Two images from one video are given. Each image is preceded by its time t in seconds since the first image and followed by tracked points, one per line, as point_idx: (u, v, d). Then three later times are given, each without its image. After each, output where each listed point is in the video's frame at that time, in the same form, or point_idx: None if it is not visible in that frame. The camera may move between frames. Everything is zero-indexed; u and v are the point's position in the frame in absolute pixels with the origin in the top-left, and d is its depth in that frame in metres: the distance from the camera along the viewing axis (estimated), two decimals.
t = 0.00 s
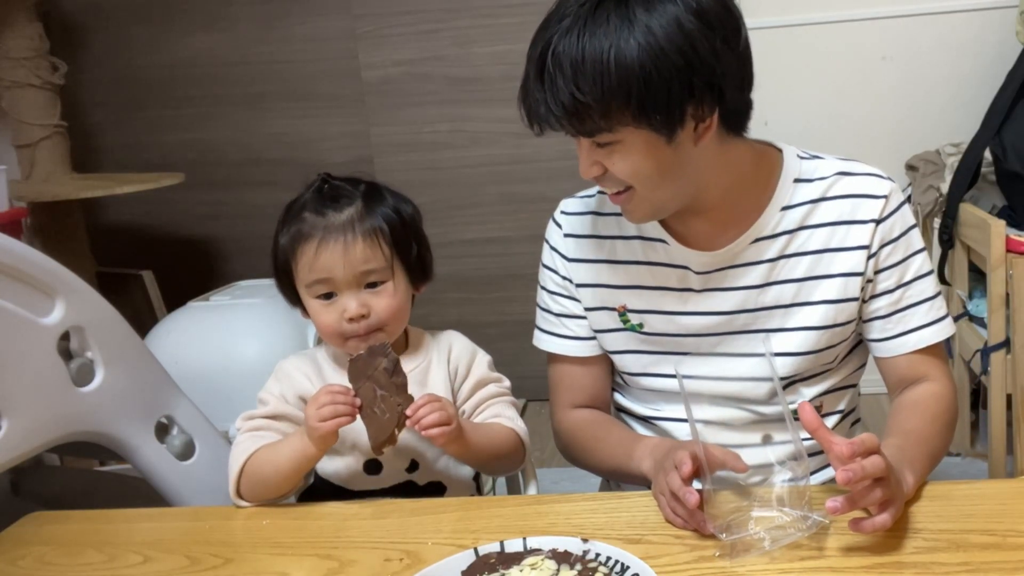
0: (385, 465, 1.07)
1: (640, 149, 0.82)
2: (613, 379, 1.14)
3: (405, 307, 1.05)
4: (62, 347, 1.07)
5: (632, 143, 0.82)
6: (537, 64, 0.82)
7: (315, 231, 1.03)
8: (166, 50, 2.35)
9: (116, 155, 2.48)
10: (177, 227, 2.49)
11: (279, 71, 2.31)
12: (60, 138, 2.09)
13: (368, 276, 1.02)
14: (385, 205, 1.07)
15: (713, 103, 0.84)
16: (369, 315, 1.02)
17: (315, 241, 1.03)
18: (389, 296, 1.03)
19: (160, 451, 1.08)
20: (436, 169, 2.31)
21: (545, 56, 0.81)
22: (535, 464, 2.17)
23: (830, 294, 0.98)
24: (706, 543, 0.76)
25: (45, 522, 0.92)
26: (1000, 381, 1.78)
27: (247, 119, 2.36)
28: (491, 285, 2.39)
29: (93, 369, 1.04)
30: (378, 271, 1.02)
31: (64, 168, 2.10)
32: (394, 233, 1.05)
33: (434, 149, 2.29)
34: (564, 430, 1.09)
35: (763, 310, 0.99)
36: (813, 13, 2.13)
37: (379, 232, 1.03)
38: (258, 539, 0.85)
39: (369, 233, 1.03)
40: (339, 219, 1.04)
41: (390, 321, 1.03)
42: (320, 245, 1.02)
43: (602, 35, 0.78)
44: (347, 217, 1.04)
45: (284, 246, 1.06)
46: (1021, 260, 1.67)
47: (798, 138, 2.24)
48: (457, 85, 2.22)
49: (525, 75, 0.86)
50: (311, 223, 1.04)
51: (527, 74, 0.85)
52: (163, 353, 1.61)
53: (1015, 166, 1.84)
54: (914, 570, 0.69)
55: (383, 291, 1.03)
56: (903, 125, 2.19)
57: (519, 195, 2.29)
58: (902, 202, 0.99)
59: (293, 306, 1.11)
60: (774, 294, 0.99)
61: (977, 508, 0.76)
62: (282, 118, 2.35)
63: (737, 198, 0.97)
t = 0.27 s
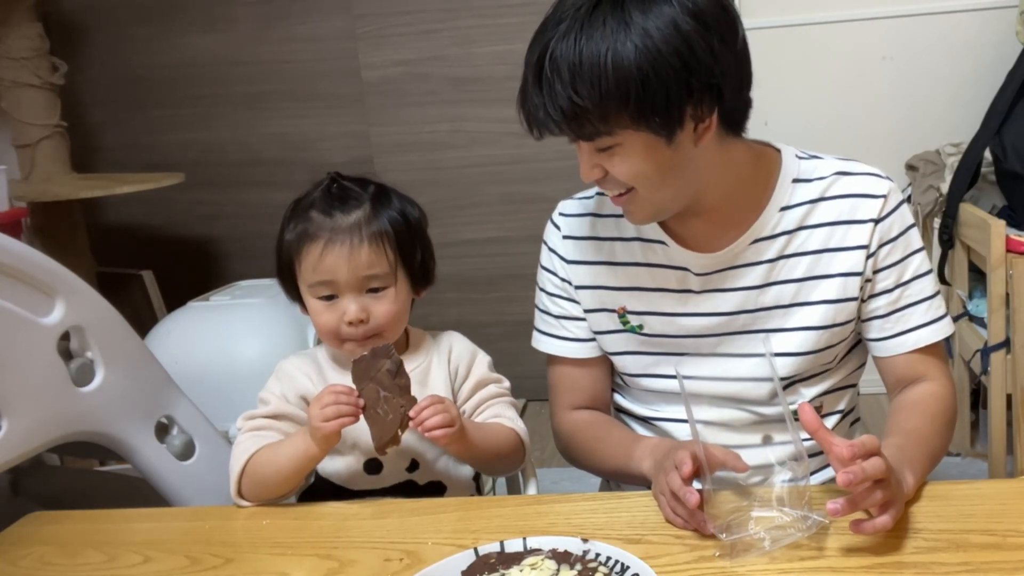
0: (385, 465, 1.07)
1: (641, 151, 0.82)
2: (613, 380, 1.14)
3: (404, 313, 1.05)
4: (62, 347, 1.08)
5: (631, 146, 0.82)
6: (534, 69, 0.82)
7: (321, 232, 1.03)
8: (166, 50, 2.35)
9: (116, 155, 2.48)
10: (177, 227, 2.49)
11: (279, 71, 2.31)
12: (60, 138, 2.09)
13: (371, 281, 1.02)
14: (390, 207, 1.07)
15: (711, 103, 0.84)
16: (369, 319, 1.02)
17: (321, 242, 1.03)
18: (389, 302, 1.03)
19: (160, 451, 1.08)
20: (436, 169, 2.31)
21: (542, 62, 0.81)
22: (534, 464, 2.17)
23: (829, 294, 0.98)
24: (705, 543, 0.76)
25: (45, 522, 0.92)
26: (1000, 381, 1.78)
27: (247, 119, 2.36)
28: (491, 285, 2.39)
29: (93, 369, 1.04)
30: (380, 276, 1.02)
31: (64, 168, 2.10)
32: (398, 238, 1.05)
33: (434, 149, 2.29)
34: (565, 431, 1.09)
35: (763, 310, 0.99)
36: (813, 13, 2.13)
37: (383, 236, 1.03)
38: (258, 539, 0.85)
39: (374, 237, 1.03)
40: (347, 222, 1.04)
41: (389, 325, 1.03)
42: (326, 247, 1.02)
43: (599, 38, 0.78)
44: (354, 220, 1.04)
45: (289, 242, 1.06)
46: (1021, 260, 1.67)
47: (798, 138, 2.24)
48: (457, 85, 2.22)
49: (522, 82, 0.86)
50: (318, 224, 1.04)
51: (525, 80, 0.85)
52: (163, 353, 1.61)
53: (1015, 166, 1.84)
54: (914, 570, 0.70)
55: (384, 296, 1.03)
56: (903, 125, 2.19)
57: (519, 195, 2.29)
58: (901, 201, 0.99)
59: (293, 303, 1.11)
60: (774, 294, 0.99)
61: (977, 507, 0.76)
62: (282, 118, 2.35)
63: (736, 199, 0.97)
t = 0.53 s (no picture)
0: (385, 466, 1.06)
1: (653, 152, 0.82)
2: (613, 382, 1.14)
3: (407, 319, 1.06)
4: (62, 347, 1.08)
5: (645, 147, 0.82)
6: (542, 74, 0.81)
7: (328, 239, 1.03)
8: (166, 50, 2.35)
9: (116, 155, 2.48)
10: (177, 228, 2.49)
11: (279, 71, 2.31)
12: (60, 138, 2.09)
13: (377, 289, 1.02)
14: (394, 209, 1.07)
15: (722, 99, 0.84)
16: (373, 326, 1.02)
17: (329, 249, 1.02)
18: (394, 308, 1.03)
19: (160, 451, 1.08)
20: (436, 169, 2.31)
21: (551, 67, 0.80)
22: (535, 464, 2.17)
23: (828, 295, 0.98)
24: (706, 543, 0.76)
25: (45, 522, 0.92)
26: (1000, 381, 1.78)
27: (247, 119, 2.36)
28: (491, 285, 2.39)
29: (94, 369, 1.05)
30: (386, 284, 1.03)
31: (64, 168, 2.10)
32: (403, 242, 1.05)
33: (434, 149, 2.29)
34: (566, 433, 1.09)
35: (762, 311, 0.99)
36: (813, 13, 2.13)
37: (390, 242, 1.04)
38: (258, 539, 0.85)
39: (380, 243, 1.03)
40: (355, 228, 1.03)
41: (392, 331, 1.04)
42: (333, 254, 1.02)
43: (609, 41, 0.77)
44: (362, 226, 1.04)
45: (293, 243, 1.06)
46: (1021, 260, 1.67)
47: (798, 138, 2.24)
48: (457, 85, 2.22)
49: (527, 87, 0.84)
50: (325, 229, 1.04)
51: (531, 85, 0.83)
52: (163, 353, 1.61)
53: (1015, 166, 1.84)
54: (914, 570, 0.69)
55: (389, 303, 1.03)
56: (903, 125, 2.19)
57: (519, 195, 2.29)
58: (899, 201, 0.99)
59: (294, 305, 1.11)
60: (773, 295, 0.99)
61: (977, 508, 0.76)
62: (282, 118, 2.35)
63: (738, 200, 0.98)
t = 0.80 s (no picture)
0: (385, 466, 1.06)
1: (665, 154, 0.82)
2: (613, 383, 1.14)
3: (409, 320, 1.06)
4: (62, 347, 1.08)
5: (658, 148, 0.81)
6: (554, 74, 0.80)
7: (332, 238, 1.03)
8: (166, 50, 2.35)
9: (115, 156, 2.48)
10: (177, 228, 2.49)
11: (279, 71, 2.31)
12: (60, 138, 2.09)
13: (379, 289, 1.03)
14: (397, 210, 1.07)
15: (732, 97, 0.85)
16: (376, 326, 1.02)
17: (332, 249, 1.02)
18: (397, 310, 1.04)
19: (160, 450, 1.08)
20: (436, 169, 2.31)
21: (563, 66, 0.79)
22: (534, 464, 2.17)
23: (828, 295, 0.98)
24: (705, 543, 0.76)
25: (45, 522, 0.92)
26: (1000, 381, 1.78)
27: (247, 119, 2.36)
28: (491, 285, 2.39)
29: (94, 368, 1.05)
30: (389, 285, 1.03)
31: (64, 168, 2.10)
32: (407, 241, 1.05)
33: (434, 149, 2.29)
34: (566, 435, 1.09)
35: (762, 312, 0.99)
36: (813, 13, 2.13)
37: (392, 241, 1.04)
38: (258, 539, 0.85)
39: (384, 243, 1.03)
40: (358, 228, 1.03)
41: (393, 332, 1.04)
42: (337, 254, 1.02)
43: (624, 40, 0.77)
44: (365, 226, 1.04)
45: (296, 243, 1.06)
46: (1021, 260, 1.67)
47: (798, 138, 2.24)
48: (457, 85, 2.22)
49: (535, 88, 0.83)
50: (329, 228, 1.04)
51: (541, 86, 0.82)
52: (163, 353, 1.61)
53: (1015, 165, 1.84)
54: (914, 569, 0.69)
55: (391, 304, 1.03)
56: (904, 125, 2.19)
57: (519, 195, 2.29)
58: (899, 201, 0.99)
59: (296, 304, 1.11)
60: (773, 297, 0.99)
61: (978, 507, 0.76)
62: (282, 118, 2.35)
63: (739, 201, 0.98)
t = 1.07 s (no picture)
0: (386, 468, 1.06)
1: (671, 152, 0.82)
2: (613, 383, 1.14)
3: (411, 320, 1.06)
4: (63, 347, 1.08)
5: (664, 147, 0.81)
6: (561, 73, 0.79)
7: (335, 238, 1.03)
8: (166, 50, 2.35)
9: (115, 156, 2.48)
10: (176, 227, 2.49)
11: (279, 71, 2.31)
12: (60, 138, 2.09)
13: (381, 289, 1.03)
14: (400, 210, 1.07)
15: (737, 95, 0.85)
16: (378, 325, 1.02)
17: (335, 249, 1.02)
18: (400, 310, 1.04)
19: (160, 451, 1.08)
20: (435, 169, 2.31)
21: (571, 65, 0.78)
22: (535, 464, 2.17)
23: (828, 295, 0.98)
24: (706, 544, 0.76)
25: (45, 522, 0.92)
26: (1000, 381, 1.78)
27: (247, 119, 2.36)
28: (492, 285, 2.39)
29: (93, 368, 1.05)
30: (392, 285, 1.03)
31: (64, 168, 2.10)
32: (410, 241, 1.06)
33: (434, 149, 2.29)
34: (566, 435, 1.09)
35: (762, 313, 0.99)
36: (813, 13, 2.13)
37: (395, 241, 1.04)
38: (258, 539, 0.85)
39: (386, 243, 1.03)
40: (361, 228, 1.04)
41: (396, 332, 1.04)
42: (339, 253, 1.02)
43: (631, 39, 0.77)
44: (369, 225, 1.04)
45: (299, 242, 1.06)
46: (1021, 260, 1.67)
47: (798, 138, 2.24)
48: (457, 85, 2.22)
49: (541, 87, 0.83)
50: (332, 228, 1.04)
51: (547, 85, 0.82)
52: (163, 353, 1.61)
53: (1015, 166, 1.84)
54: (914, 570, 0.69)
55: (393, 304, 1.03)
56: (904, 125, 2.19)
57: (519, 195, 2.29)
58: (898, 201, 0.99)
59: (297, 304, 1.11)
60: (773, 297, 0.99)
61: (977, 507, 0.76)
62: (282, 118, 2.35)
63: (738, 201, 0.98)
